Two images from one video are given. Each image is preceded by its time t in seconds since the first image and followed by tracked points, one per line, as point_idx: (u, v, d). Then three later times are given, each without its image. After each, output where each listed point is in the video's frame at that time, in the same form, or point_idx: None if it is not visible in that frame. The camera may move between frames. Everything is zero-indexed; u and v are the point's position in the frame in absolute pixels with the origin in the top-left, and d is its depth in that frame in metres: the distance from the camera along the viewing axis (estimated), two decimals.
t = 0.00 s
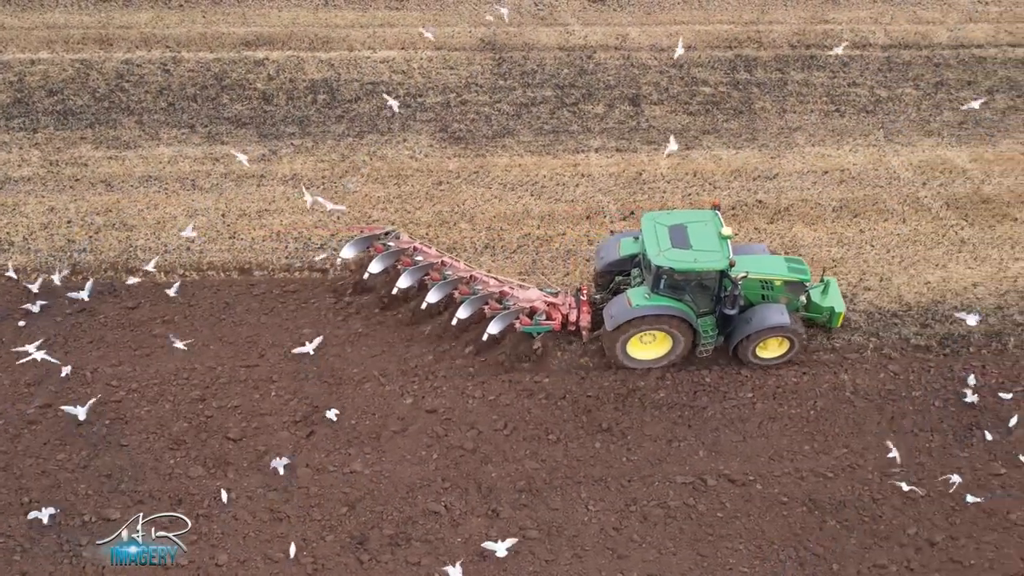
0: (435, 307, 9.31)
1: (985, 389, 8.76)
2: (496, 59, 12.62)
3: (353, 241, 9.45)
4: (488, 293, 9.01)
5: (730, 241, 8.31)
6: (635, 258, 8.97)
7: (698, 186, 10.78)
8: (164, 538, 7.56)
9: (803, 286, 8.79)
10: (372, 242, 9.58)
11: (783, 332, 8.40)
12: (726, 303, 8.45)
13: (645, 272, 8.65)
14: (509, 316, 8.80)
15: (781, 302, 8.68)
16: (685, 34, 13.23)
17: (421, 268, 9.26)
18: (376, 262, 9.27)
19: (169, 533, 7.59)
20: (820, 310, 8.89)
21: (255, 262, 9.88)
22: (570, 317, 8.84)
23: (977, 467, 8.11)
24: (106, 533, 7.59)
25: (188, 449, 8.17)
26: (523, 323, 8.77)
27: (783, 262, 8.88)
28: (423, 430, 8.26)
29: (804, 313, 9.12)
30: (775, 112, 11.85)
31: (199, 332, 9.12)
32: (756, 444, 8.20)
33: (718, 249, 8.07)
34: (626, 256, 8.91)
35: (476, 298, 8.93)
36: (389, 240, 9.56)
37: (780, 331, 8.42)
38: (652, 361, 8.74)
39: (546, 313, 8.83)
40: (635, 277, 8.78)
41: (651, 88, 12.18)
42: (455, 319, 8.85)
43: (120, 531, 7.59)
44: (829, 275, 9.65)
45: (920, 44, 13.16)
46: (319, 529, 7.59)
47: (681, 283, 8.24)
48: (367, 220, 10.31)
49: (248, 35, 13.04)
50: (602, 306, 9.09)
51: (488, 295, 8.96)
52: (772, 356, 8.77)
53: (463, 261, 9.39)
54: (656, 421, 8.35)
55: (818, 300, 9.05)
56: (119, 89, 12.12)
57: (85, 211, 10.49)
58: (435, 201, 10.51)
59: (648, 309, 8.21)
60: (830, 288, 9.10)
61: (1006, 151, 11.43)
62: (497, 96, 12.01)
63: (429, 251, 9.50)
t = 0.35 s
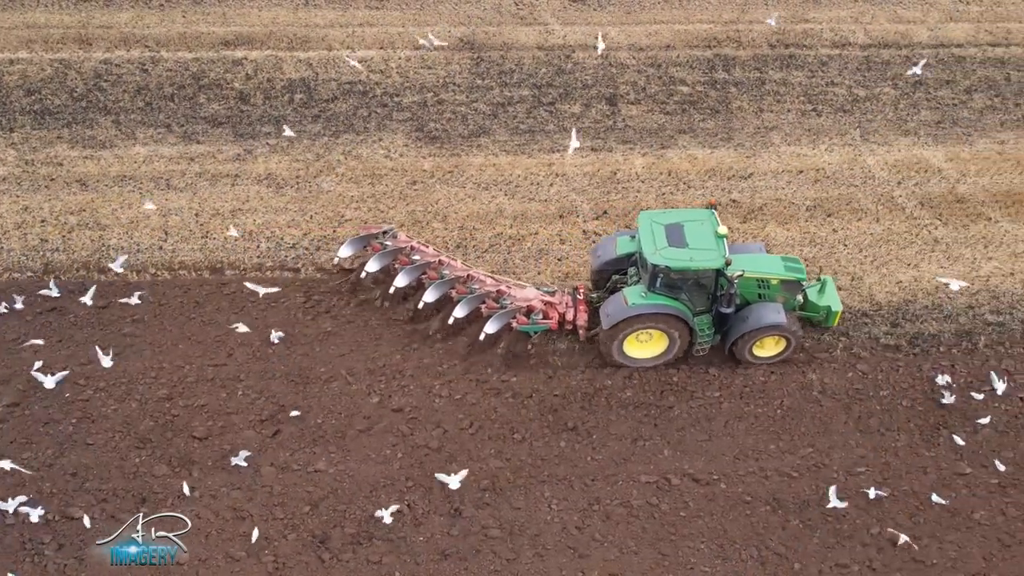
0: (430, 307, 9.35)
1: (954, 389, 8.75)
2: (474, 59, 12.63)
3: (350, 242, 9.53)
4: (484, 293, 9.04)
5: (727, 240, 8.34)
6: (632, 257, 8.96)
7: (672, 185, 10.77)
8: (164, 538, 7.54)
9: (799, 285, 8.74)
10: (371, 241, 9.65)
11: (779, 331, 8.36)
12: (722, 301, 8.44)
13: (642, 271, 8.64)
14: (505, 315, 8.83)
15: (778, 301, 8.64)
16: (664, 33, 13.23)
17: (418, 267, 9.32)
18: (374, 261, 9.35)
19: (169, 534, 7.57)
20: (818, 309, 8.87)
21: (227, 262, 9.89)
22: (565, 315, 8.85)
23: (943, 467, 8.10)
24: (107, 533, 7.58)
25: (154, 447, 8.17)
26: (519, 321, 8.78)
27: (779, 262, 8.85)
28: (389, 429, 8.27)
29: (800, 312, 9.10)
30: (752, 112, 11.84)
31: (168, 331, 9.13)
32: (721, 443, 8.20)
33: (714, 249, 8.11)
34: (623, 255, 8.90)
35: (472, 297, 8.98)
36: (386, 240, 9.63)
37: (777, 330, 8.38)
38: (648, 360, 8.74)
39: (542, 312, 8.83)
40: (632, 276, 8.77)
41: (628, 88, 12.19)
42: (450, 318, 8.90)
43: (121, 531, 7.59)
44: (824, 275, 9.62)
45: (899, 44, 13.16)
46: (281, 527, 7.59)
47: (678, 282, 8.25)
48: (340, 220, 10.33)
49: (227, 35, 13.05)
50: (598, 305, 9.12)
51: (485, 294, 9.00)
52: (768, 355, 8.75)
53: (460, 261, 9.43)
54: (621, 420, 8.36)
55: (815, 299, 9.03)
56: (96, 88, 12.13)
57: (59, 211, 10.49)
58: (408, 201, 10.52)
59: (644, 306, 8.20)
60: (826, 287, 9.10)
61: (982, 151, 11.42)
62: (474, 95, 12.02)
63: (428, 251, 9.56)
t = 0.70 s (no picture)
0: (427, 306, 9.38)
1: (923, 388, 8.74)
2: (453, 58, 12.64)
3: (348, 240, 9.55)
4: (483, 291, 9.10)
5: (723, 238, 8.38)
6: (628, 255, 8.97)
7: (647, 185, 10.77)
8: (164, 538, 7.51)
9: (796, 284, 8.72)
10: (369, 240, 9.69)
11: (776, 330, 8.43)
12: (719, 299, 8.48)
13: (639, 269, 8.67)
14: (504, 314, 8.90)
15: (774, 300, 8.66)
16: (644, 33, 13.23)
17: (416, 265, 9.37)
18: (372, 260, 9.39)
19: (169, 533, 7.54)
20: (816, 308, 8.84)
21: (200, 261, 9.90)
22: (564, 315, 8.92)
23: (909, 467, 8.09)
24: (107, 533, 7.55)
25: (121, 446, 8.17)
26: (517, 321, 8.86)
27: (777, 261, 8.81)
28: (356, 428, 8.27)
29: (797, 312, 9.05)
30: (729, 112, 11.84)
31: (139, 330, 9.13)
32: (687, 442, 8.20)
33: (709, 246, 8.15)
34: (620, 253, 8.93)
35: (471, 295, 9.03)
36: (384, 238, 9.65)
37: (774, 330, 8.45)
38: (647, 359, 8.79)
39: (541, 312, 8.92)
40: (628, 274, 8.80)
41: (606, 87, 12.19)
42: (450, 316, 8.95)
43: (121, 531, 7.56)
44: (822, 275, 9.54)
45: (880, 43, 13.15)
46: (245, 526, 7.59)
47: (675, 280, 8.29)
48: (314, 220, 10.36)
49: (207, 34, 13.06)
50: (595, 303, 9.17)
51: (484, 292, 9.06)
52: (766, 353, 8.80)
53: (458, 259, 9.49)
54: (588, 419, 8.37)
55: (812, 298, 9.00)
56: (75, 88, 12.14)
57: (34, 210, 10.49)
58: (382, 200, 10.53)
59: (642, 304, 8.24)
60: (823, 287, 9.07)
61: (959, 150, 11.42)
62: (452, 95, 12.02)
63: (426, 250, 9.62)
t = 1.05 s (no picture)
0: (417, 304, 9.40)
1: (893, 388, 8.74)
2: (433, 58, 12.64)
3: (347, 238, 9.55)
4: (483, 290, 9.13)
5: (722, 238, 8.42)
6: (628, 255, 8.99)
7: (623, 184, 10.77)
8: (164, 538, 7.51)
9: (795, 283, 8.70)
10: (368, 239, 9.72)
11: (774, 329, 8.43)
12: (716, 299, 8.46)
13: (638, 268, 8.68)
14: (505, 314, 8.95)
15: (773, 299, 8.65)
16: (625, 32, 13.23)
17: (416, 265, 9.40)
18: (372, 259, 9.43)
19: (169, 533, 7.54)
20: (815, 307, 8.90)
21: (174, 261, 9.91)
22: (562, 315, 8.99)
23: (877, 466, 8.08)
24: (107, 533, 7.56)
25: (90, 445, 8.18)
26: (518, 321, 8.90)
27: (776, 259, 8.78)
28: (324, 427, 8.28)
29: (796, 311, 9.11)
30: (708, 112, 11.85)
31: (111, 329, 9.14)
32: (654, 441, 8.20)
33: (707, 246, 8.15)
34: (619, 253, 8.95)
35: (470, 294, 9.06)
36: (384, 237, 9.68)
37: (773, 329, 8.47)
38: (647, 358, 8.81)
39: (541, 313, 8.98)
40: (627, 274, 8.83)
41: (585, 87, 12.19)
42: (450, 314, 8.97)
43: (121, 531, 7.57)
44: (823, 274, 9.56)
45: (861, 42, 13.14)
46: (210, 525, 7.59)
47: (673, 280, 8.33)
48: (290, 220, 10.38)
49: (188, 34, 13.06)
50: (593, 303, 9.22)
51: (483, 291, 9.09)
52: (764, 353, 8.81)
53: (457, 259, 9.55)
54: (556, 418, 8.37)
55: (811, 297, 9.04)
56: (54, 88, 12.16)
57: (9, 210, 10.50)
58: (358, 200, 10.55)
59: (642, 304, 8.27)
60: (822, 285, 9.09)
61: (936, 150, 11.41)
62: (431, 95, 12.03)
63: (425, 249, 9.65)
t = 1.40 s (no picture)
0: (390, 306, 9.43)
1: (864, 388, 8.73)
2: (413, 58, 12.66)
3: (349, 238, 9.60)
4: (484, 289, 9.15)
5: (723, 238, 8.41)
6: (628, 255, 9.01)
7: (600, 184, 10.77)
8: (164, 538, 7.51)
9: (795, 284, 8.71)
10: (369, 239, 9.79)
11: (774, 329, 8.47)
12: (717, 300, 8.47)
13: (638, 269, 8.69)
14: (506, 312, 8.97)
15: (773, 301, 8.66)
16: (607, 32, 13.23)
17: (417, 265, 9.46)
18: (373, 258, 9.51)
19: (169, 533, 7.54)
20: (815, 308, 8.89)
21: (149, 262, 9.93)
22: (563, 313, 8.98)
23: (845, 466, 8.06)
24: (107, 533, 7.53)
25: (59, 445, 8.18)
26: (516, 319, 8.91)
27: (776, 261, 8.79)
28: (293, 427, 8.29)
29: (796, 312, 9.11)
30: (686, 112, 11.86)
31: (85, 329, 9.14)
32: (622, 441, 8.20)
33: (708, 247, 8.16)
34: (620, 253, 8.95)
35: (470, 293, 9.09)
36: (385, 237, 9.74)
37: (773, 330, 8.48)
38: (647, 358, 8.84)
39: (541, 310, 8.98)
40: (627, 274, 8.83)
41: (565, 88, 12.21)
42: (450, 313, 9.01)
43: (121, 531, 7.54)
44: (822, 275, 9.57)
45: (842, 43, 13.13)
46: (176, 524, 7.59)
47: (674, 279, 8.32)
48: (266, 220, 10.41)
49: (169, 34, 13.08)
50: (594, 302, 9.22)
51: (483, 291, 9.11)
52: (764, 353, 8.85)
53: (458, 258, 9.58)
54: (525, 418, 8.38)
55: (810, 298, 9.02)
56: (35, 88, 12.19)
57: None
58: (334, 200, 10.57)
59: (642, 304, 8.28)
60: (822, 286, 9.08)
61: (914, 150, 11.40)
62: (410, 95, 12.05)
63: (427, 249, 9.69)
